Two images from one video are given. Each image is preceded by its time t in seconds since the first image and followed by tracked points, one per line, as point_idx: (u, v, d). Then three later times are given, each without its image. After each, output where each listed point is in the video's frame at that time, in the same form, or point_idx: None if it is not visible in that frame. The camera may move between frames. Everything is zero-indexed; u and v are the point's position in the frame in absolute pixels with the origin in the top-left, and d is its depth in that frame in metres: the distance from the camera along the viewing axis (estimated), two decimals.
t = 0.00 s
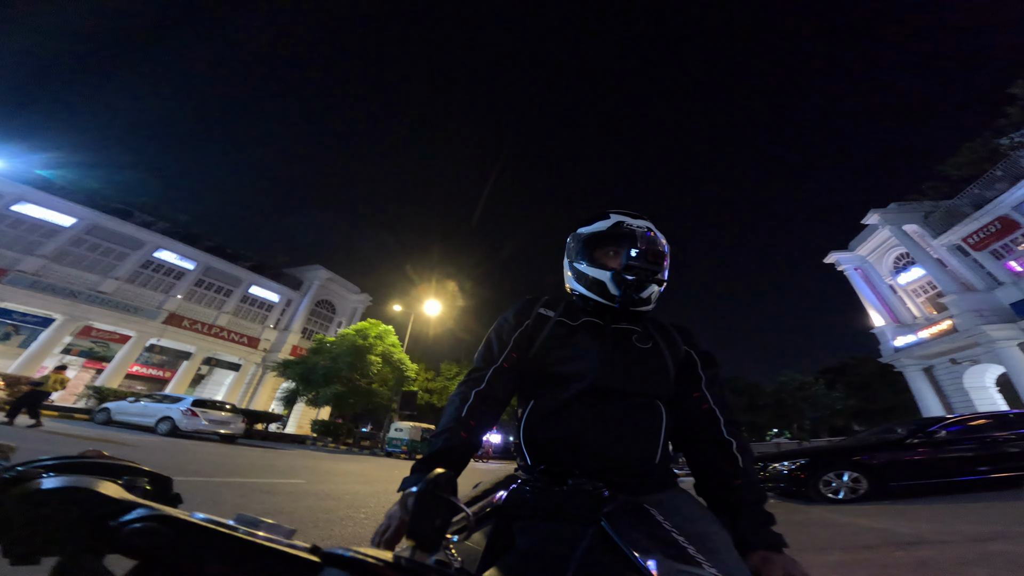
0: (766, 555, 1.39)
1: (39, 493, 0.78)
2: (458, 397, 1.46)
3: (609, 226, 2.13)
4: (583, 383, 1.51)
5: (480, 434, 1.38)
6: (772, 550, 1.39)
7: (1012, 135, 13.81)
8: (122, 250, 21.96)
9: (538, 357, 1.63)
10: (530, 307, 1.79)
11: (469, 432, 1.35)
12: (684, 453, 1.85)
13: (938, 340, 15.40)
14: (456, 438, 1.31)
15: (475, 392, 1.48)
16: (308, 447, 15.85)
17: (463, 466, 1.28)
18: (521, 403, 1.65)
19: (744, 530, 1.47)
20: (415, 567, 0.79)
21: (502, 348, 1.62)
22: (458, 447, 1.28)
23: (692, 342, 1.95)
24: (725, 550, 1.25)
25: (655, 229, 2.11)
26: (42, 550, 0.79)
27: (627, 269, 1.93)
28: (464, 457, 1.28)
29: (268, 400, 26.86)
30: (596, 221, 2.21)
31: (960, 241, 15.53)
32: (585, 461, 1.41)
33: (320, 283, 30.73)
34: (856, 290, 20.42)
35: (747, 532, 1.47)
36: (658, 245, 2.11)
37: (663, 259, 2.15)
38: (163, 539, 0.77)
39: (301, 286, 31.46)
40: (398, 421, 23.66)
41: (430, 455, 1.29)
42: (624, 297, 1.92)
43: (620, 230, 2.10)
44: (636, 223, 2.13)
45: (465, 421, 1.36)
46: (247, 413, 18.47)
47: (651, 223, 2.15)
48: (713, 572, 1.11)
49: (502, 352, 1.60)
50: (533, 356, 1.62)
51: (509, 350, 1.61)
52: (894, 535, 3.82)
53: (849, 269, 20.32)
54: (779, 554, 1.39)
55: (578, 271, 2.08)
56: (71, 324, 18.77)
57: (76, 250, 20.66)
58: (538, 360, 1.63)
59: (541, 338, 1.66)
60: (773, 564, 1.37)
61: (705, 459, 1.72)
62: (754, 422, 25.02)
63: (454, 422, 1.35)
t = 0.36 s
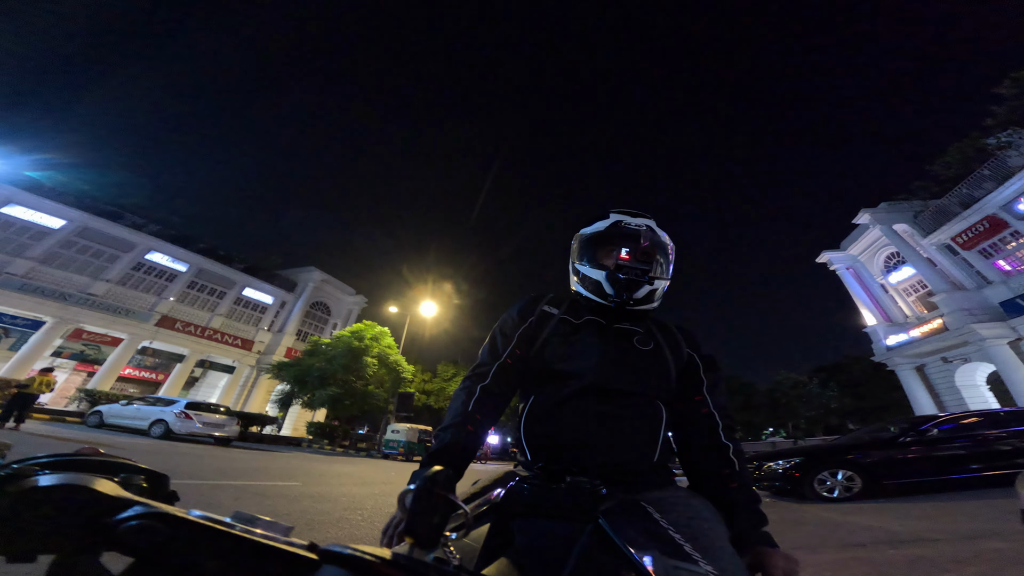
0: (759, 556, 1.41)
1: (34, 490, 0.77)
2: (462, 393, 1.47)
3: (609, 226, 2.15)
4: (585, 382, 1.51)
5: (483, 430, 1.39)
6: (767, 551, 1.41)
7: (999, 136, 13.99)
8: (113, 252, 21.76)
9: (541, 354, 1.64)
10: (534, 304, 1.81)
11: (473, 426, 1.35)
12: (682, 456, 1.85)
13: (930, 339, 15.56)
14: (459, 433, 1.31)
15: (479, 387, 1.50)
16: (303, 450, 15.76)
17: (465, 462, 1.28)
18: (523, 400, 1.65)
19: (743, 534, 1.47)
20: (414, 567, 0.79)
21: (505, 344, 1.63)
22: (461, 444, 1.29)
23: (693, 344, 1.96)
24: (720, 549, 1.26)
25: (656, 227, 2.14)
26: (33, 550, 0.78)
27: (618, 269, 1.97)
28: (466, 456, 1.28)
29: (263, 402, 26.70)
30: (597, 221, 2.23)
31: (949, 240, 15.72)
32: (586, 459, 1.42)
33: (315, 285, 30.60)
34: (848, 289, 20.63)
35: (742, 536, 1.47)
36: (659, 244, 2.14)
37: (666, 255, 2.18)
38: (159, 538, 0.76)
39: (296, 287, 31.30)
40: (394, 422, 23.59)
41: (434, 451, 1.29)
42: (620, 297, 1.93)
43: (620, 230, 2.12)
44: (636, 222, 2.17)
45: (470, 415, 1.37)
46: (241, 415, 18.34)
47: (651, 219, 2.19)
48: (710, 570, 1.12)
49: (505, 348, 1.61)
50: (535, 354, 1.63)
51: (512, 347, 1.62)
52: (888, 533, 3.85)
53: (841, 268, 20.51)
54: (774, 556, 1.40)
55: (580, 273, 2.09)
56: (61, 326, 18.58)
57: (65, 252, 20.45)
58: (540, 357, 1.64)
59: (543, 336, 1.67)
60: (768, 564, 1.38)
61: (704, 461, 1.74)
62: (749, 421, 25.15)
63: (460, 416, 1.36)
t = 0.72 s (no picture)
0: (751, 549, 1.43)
1: (32, 489, 0.78)
2: (464, 393, 1.47)
3: (604, 228, 2.16)
4: (584, 381, 1.53)
5: (485, 429, 1.40)
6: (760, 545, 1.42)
7: (988, 136, 14.13)
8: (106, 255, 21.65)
9: (541, 354, 1.65)
10: (535, 304, 1.82)
11: (475, 425, 1.36)
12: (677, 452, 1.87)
13: (924, 338, 15.68)
14: (461, 431, 1.32)
15: (481, 385, 1.50)
16: (301, 452, 15.71)
17: (466, 459, 1.28)
18: (523, 399, 1.66)
19: (735, 510, 1.50)
20: (413, 566, 0.79)
21: (507, 344, 1.63)
22: (462, 442, 1.29)
23: (691, 343, 1.98)
24: (717, 546, 1.28)
25: (651, 228, 2.14)
26: (28, 551, 0.79)
27: (613, 272, 1.97)
28: (466, 456, 1.28)
29: (260, 405, 26.59)
30: (592, 224, 2.25)
31: (941, 239, 15.83)
32: (584, 457, 1.43)
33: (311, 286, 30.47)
34: (842, 288, 20.77)
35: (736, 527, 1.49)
36: (655, 247, 2.14)
37: (662, 255, 2.17)
38: (156, 537, 0.77)
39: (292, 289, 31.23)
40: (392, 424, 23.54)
41: (435, 450, 1.29)
42: (616, 299, 1.93)
43: (616, 232, 2.11)
44: (631, 224, 2.17)
45: (473, 413, 1.38)
46: (238, 418, 18.26)
47: (647, 221, 2.18)
48: (706, 568, 1.14)
49: (506, 347, 1.62)
50: (536, 352, 1.64)
51: (513, 346, 1.63)
52: (885, 531, 3.88)
53: (835, 267, 20.65)
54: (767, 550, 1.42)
55: (578, 276, 2.10)
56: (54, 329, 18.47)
57: (58, 254, 20.28)
58: (540, 357, 1.65)
59: (543, 334, 1.68)
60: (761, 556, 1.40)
61: (699, 457, 1.76)
62: (747, 421, 25.26)
63: (463, 414, 1.37)
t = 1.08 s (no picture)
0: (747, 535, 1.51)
1: (31, 490, 0.78)
2: (468, 392, 1.46)
3: (609, 232, 2.11)
4: (587, 381, 1.52)
5: (487, 429, 1.40)
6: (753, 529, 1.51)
7: (988, 136, 14.15)
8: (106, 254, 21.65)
9: (544, 354, 1.63)
10: (539, 304, 1.80)
11: (478, 425, 1.36)
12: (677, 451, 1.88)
13: (924, 338, 15.68)
14: (462, 432, 1.32)
15: (485, 384, 1.50)
16: (300, 452, 15.70)
17: (469, 458, 1.28)
18: (526, 398, 1.66)
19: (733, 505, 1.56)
20: (413, 566, 0.79)
21: (510, 344, 1.63)
22: (464, 441, 1.29)
23: (695, 344, 1.96)
24: (718, 546, 1.28)
25: (657, 234, 2.11)
26: (30, 550, 0.79)
27: (615, 276, 1.96)
28: (469, 455, 1.28)
29: (260, 404, 26.58)
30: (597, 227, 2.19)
31: (941, 239, 15.83)
32: (588, 457, 1.43)
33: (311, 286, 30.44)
34: (842, 288, 20.78)
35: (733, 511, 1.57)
36: (660, 250, 2.12)
37: (667, 259, 2.15)
38: (156, 538, 0.77)
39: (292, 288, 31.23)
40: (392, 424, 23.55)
41: (437, 450, 1.28)
42: (617, 303, 1.93)
43: (622, 237, 2.07)
44: (637, 228, 2.12)
45: (476, 413, 1.38)
46: (238, 418, 18.25)
47: (653, 225, 2.15)
48: (707, 569, 1.14)
49: (509, 348, 1.61)
50: (539, 352, 1.63)
51: (517, 346, 1.62)
52: (884, 531, 3.89)
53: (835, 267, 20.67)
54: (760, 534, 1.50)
55: (582, 279, 2.09)
56: (54, 328, 18.47)
57: (57, 254, 20.28)
58: (543, 357, 1.63)
59: (546, 335, 1.67)
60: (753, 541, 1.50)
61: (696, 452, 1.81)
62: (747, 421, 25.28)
63: (466, 413, 1.38)
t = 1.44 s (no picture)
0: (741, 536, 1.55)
1: (30, 491, 0.77)
2: (469, 395, 1.46)
3: (610, 233, 2.10)
4: (588, 382, 1.52)
5: (490, 431, 1.40)
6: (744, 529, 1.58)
7: (992, 136, 14.07)
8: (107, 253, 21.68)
9: (545, 356, 1.63)
10: (539, 306, 1.80)
11: (480, 427, 1.36)
12: (673, 452, 1.88)
13: (925, 338, 15.66)
14: (465, 434, 1.31)
15: (486, 386, 1.50)
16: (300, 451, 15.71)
17: (471, 458, 1.28)
18: (526, 400, 1.66)
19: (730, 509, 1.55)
20: (413, 567, 0.78)
21: (510, 346, 1.63)
22: (466, 443, 1.29)
23: (692, 345, 1.96)
24: (718, 546, 1.27)
25: (657, 236, 2.09)
26: (30, 551, 0.79)
27: (615, 279, 1.94)
28: (471, 456, 1.27)
29: (260, 403, 26.61)
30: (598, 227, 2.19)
31: (943, 240, 15.79)
32: (588, 457, 1.43)
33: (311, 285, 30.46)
34: (843, 288, 20.74)
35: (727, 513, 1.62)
36: (660, 250, 2.11)
37: (667, 261, 2.14)
38: (156, 538, 0.76)
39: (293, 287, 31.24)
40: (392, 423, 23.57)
41: (440, 451, 1.28)
42: (616, 307, 1.90)
43: (621, 238, 2.07)
44: (638, 229, 2.11)
45: (478, 415, 1.38)
46: (238, 417, 18.26)
47: (654, 226, 2.13)
48: (708, 568, 1.13)
49: (510, 349, 1.61)
50: (539, 353, 1.63)
51: (517, 349, 1.62)
52: (884, 532, 3.89)
53: (836, 268, 20.63)
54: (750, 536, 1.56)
55: (581, 280, 2.08)
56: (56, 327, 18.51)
57: (59, 252, 20.31)
58: (544, 360, 1.63)
59: (548, 336, 1.66)
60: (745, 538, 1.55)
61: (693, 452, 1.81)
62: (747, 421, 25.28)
63: (468, 416, 1.37)
